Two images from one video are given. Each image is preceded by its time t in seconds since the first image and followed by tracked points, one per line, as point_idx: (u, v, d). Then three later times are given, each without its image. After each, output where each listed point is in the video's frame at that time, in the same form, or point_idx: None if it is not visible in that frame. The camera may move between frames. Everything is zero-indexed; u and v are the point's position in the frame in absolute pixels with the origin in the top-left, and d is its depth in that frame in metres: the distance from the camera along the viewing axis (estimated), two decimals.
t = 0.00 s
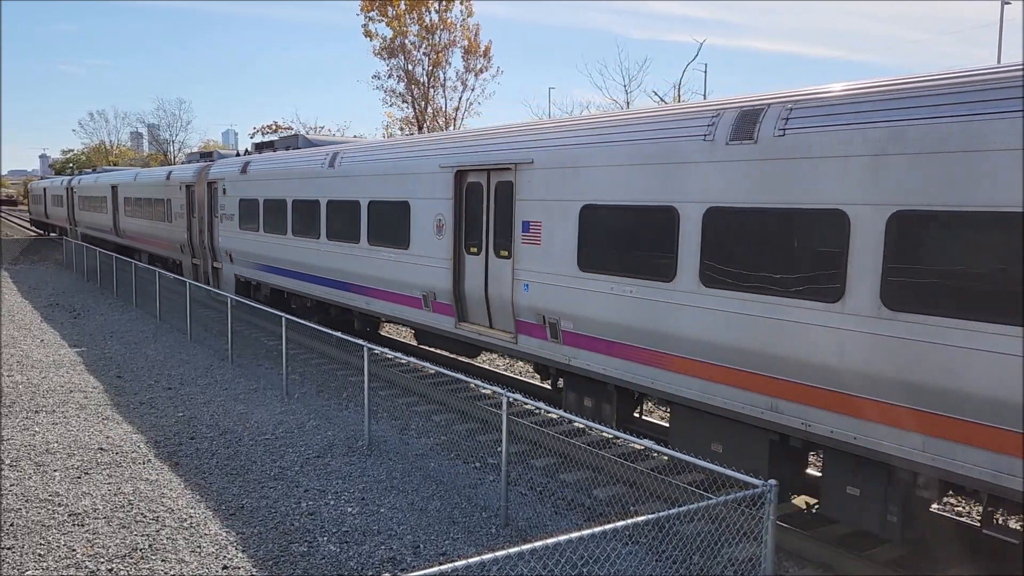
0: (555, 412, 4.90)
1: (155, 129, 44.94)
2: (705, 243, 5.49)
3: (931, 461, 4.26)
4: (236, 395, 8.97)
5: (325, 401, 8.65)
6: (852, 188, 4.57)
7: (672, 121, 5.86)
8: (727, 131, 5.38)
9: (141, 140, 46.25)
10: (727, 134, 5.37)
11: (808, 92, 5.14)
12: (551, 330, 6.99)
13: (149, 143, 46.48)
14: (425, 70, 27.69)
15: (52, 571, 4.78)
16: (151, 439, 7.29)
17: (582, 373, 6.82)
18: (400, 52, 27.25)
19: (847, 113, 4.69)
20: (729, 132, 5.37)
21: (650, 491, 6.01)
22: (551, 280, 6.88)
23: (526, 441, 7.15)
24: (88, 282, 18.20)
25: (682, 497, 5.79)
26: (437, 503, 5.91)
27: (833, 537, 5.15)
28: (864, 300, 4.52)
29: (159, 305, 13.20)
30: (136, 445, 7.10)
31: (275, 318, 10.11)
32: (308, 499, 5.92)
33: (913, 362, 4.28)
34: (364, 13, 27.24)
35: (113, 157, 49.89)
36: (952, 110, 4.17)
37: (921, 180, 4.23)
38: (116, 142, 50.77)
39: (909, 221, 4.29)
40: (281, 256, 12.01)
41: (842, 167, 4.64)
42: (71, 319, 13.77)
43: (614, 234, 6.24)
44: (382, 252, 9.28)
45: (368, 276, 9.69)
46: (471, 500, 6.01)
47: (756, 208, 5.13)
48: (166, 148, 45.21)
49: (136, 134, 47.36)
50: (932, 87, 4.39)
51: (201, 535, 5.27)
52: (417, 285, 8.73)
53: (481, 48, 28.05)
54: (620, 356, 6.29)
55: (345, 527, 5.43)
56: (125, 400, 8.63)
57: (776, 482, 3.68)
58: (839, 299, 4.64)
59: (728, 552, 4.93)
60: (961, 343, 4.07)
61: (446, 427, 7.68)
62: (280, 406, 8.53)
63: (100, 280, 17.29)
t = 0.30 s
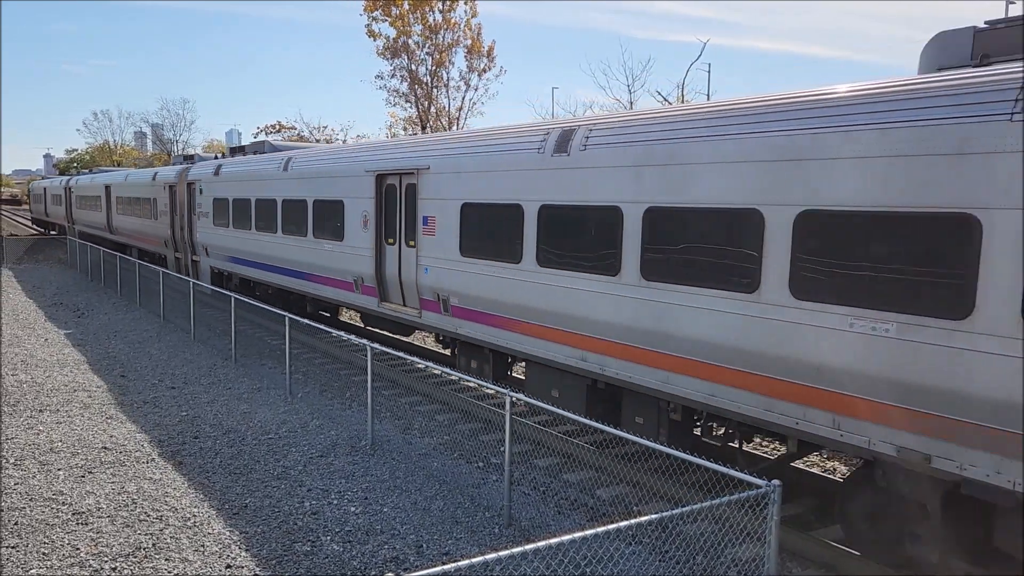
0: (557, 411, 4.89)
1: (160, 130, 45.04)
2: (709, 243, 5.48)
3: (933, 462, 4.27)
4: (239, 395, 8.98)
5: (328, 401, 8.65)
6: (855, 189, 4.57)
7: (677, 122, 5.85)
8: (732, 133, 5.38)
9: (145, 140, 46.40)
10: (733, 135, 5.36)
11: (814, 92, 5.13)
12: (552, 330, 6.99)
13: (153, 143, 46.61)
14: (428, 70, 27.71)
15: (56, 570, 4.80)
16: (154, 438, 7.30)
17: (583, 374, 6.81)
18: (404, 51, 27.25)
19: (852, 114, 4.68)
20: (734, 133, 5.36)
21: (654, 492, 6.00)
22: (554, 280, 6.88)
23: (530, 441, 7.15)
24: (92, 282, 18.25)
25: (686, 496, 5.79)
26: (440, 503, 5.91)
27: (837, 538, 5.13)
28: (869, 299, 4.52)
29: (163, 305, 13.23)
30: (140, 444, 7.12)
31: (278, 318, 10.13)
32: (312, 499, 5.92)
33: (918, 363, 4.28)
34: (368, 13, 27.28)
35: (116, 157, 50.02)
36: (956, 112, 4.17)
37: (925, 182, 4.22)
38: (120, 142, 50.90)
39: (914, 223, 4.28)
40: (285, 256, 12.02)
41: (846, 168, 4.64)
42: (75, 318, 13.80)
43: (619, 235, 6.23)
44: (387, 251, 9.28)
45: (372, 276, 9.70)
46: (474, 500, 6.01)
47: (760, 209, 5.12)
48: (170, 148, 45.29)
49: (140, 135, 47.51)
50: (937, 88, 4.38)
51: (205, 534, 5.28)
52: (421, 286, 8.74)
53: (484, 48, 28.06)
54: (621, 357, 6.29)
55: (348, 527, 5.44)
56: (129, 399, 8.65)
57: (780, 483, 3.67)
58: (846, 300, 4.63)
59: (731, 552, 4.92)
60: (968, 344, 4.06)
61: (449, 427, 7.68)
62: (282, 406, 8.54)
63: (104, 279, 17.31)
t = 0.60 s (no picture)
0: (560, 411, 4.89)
1: (163, 130, 45.12)
2: (707, 244, 5.45)
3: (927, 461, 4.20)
4: (242, 394, 8.98)
5: (331, 401, 8.65)
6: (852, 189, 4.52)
7: (678, 123, 5.81)
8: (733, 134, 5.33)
9: (148, 140, 46.51)
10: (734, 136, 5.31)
11: (817, 94, 5.07)
12: (553, 331, 6.98)
13: (156, 142, 46.70)
14: (431, 70, 27.71)
15: (59, 569, 4.80)
16: (157, 437, 7.31)
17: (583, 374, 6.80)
18: (406, 52, 27.28)
19: (854, 116, 4.63)
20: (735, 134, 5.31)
21: (657, 492, 5.99)
22: (555, 280, 6.86)
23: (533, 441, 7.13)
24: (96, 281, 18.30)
25: (688, 496, 5.77)
26: (442, 503, 5.90)
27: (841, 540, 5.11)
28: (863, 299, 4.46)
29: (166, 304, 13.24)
30: (143, 444, 7.12)
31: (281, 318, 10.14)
32: (314, 499, 5.92)
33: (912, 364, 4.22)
34: (370, 13, 27.29)
35: (120, 157, 50.13)
36: (952, 112, 4.12)
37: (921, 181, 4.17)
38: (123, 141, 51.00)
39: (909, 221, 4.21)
40: (288, 256, 12.02)
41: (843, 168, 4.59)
42: (79, 318, 13.81)
43: (619, 236, 6.21)
44: (393, 253, 9.28)
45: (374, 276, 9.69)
46: (477, 500, 6.01)
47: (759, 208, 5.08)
48: (174, 147, 45.36)
49: (144, 134, 47.63)
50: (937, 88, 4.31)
51: (207, 534, 5.29)
52: (424, 287, 8.73)
53: (487, 48, 28.06)
54: (622, 357, 6.28)
55: (350, 527, 5.43)
56: (131, 399, 8.66)
57: (783, 483, 3.66)
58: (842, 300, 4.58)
59: (734, 552, 4.91)
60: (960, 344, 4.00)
61: (451, 427, 7.68)
62: (285, 405, 8.54)
63: (108, 278, 17.34)
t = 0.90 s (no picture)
0: (561, 411, 4.88)
1: (165, 130, 45.20)
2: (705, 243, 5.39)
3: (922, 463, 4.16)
4: (243, 394, 8.99)
5: (332, 401, 8.65)
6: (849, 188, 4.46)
7: (674, 123, 5.73)
8: (726, 133, 5.24)
9: (150, 140, 46.60)
10: (727, 136, 5.21)
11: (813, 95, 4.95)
12: (550, 330, 6.93)
13: (158, 142, 46.78)
14: (432, 70, 27.72)
15: (61, 568, 4.81)
16: (159, 437, 7.31)
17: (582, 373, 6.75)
18: (408, 52, 27.29)
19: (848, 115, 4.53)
20: (729, 134, 5.21)
21: (658, 492, 5.98)
22: (551, 280, 6.82)
23: (534, 441, 7.12)
24: (98, 280, 18.33)
25: (689, 497, 5.77)
26: (444, 503, 5.90)
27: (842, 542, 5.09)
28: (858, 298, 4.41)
29: (168, 304, 13.26)
30: (145, 443, 7.13)
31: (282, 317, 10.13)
32: (316, 499, 5.92)
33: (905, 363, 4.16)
34: (372, 13, 27.30)
35: (121, 157, 50.21)
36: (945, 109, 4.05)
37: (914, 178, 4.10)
38: (126, 141, 51.09)
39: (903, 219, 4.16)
40: (289, 256, 12.01)
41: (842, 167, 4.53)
42: (81, 317, 13.84)
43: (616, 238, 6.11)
44: (394, 253, 9.25)
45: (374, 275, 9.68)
46: (478, 500, 6.00)
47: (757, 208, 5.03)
48: (175, 147, 45.43)
49: (146, 134, 47.73)
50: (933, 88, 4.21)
51: (209, 533, 5.28)
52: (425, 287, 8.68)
53: (488, 48, 28.06)
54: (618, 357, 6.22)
55: (351, 527, 5.43)
56: (133, 398, 8.67)
57: (785, 483, 3.65)
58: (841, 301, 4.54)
59: (735, 552, 4.91)
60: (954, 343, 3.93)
61: (452, 427, 7.69)
62: (286, 405, 8.54)
63: (111, 278, 17.36)
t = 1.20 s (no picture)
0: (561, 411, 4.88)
1: (166, 129, 45.23)
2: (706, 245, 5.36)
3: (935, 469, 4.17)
4: (244, 394, 9.00)
5: (332, 401, 8.66)
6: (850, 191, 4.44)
7: (674, 124, 5.74)
8: (727, 134, 5.25)
9: (150, 140, 46.64)
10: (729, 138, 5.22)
11: (815, 95, 4.98)
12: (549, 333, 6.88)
13: (159, 142, 46.82)
14: (433, 71, 27.72)
15: (61, 568, 4.81)
16: (159, 437, 7.31)
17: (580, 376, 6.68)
18: (409, 52, 27.30)
19: (851, 116, 4.55)
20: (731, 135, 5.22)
21: (659, 493, 5.99)
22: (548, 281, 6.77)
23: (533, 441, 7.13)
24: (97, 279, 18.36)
25: (690, 497, 5.77)
26: (445, 503, 5.91)
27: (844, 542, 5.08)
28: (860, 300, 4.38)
29: (168, 304, 13.27)
30: (146, 443, 7.13)
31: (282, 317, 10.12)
32: (317, 499, 5.92)
33: (916, 365, 4.14)
34: (373, 13, 27.30)
35: (122, 157, 50.23)
36: (950, 113, 4.05)
37: (919, 180, 4.11)
38: (127, 141, 51.12)
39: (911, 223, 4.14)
40: (289, 256, 12.01)
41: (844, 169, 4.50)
42: (82, 317, 13.85)
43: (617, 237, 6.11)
44: (395, 254, 9.23)
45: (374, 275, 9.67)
46: (479, 500, 6.00)
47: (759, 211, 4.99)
48: (176, 147, 45.45)
49: (146, 134, 47.79)
50: (936, 90, 4.24)
51: (210, 533, 5.28)
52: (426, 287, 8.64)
53: (489, 48, 28.06)
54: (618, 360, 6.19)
55: (352, 527, 5.43)
56: (133, 398, 8.67)
57: (787, 483, 3.64)
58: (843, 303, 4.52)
59: (736, 553, 4.91)
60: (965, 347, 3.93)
61: (453, 427, 7.69)
62: (286, 405, 8.54)
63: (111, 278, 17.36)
